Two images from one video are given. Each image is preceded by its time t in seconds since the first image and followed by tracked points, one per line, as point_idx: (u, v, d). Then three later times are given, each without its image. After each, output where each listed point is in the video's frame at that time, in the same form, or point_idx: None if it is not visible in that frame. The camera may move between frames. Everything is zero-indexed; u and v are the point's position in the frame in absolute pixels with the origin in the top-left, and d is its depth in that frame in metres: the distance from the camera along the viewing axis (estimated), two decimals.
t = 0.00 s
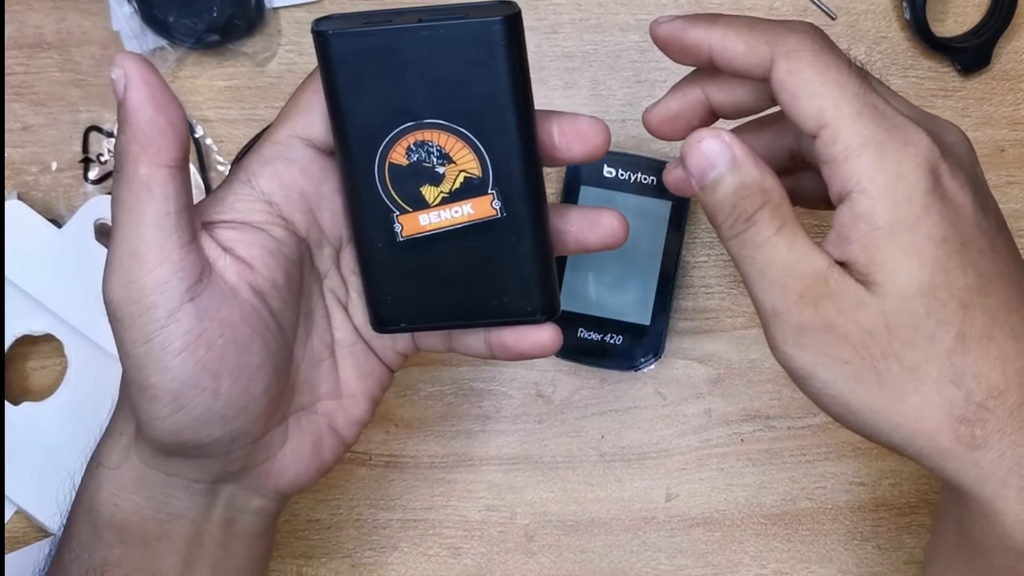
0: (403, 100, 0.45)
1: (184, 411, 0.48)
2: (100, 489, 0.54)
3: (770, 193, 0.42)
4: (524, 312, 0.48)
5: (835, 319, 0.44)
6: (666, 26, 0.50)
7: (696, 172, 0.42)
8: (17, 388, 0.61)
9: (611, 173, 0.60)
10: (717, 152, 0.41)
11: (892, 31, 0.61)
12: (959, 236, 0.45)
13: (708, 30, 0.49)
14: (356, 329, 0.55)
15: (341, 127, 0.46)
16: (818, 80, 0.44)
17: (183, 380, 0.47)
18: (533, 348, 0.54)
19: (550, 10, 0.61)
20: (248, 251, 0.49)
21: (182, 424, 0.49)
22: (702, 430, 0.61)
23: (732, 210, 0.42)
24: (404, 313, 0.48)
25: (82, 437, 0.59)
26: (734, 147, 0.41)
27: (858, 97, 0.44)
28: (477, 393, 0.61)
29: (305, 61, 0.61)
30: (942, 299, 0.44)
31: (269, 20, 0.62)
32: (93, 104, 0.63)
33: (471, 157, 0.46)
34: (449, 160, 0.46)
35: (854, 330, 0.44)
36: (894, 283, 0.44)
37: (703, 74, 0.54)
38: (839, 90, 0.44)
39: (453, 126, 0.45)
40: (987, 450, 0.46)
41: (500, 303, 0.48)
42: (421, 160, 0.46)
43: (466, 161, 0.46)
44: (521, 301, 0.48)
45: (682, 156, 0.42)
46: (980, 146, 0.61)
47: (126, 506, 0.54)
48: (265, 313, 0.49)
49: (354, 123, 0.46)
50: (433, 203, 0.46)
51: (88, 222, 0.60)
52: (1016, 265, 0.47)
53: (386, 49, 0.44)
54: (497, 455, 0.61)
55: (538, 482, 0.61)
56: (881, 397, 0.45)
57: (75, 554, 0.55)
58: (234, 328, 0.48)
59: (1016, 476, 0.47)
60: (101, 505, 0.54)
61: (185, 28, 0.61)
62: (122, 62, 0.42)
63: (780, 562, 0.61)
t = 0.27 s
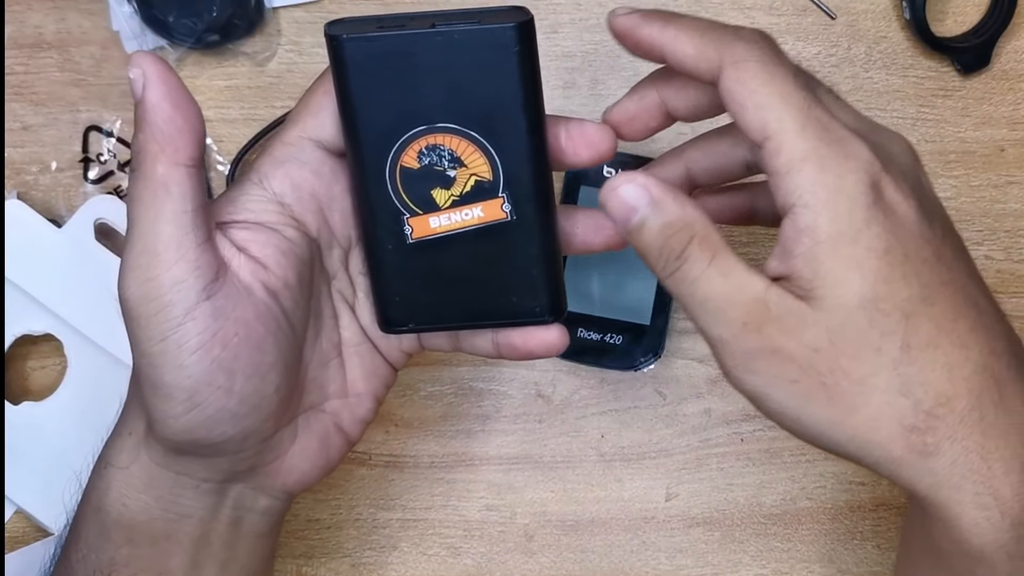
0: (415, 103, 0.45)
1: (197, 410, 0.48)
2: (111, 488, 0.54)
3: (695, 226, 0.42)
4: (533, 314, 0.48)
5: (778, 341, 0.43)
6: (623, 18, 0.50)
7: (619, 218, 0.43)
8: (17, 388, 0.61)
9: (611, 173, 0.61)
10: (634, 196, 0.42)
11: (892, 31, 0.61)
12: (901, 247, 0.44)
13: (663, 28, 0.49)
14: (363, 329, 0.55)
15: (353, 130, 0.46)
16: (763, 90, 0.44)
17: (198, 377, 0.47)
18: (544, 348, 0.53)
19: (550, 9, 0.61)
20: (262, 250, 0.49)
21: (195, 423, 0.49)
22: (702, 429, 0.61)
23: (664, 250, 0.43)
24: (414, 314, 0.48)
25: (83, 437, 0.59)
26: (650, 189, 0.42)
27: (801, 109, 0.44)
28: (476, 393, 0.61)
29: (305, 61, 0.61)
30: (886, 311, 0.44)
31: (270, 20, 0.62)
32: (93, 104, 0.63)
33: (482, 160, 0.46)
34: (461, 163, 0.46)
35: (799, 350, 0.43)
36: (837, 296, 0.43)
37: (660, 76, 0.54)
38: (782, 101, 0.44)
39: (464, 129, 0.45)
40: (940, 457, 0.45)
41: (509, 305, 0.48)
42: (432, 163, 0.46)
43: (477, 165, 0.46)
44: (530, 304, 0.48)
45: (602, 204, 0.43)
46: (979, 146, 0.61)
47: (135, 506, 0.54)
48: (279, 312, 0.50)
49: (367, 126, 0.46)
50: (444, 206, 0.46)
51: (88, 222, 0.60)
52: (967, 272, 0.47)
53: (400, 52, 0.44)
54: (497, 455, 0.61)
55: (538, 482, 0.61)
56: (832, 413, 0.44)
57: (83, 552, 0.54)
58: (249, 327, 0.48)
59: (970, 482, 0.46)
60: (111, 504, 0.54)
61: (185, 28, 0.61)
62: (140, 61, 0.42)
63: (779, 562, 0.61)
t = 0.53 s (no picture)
0: (426, 106, 0.45)
1: (208, 406, 0.48)
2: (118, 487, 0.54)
3: (668, 240, 0.43)
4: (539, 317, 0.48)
5: (743, 354, 0.44)
6: (574, 60, 0.50)
7: (595, 229, 0.44)
8: (17, 388, 0.61)
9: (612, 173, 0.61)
10: (613, 207, 0.43)
11: (892, 31, 0.61)
12: (855, 258, 0.45)
13: (609, 67, 0.49)
14: (371, 331, 0.55)
15: (364, 132, 0.46)
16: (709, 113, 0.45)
17: (209, 374, 0.47)
18: (549, 352, 0.54)
19: (550, 9, 0.61)
20: (272, 251, 0.49)
21: (205, 420, 0.49)
22: (702, 429, 0.61)
23: (637, 260, 0.44)
24: (420, 315, 0.48)
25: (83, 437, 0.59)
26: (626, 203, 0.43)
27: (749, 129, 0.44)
28: (476, 392, 0.61)
29: (305, 61, 0.61)
30: (841, 322, 0.44)
31: (269, 20, 0.61)
32: (93, 104, 0.63)
33: (492, 163, 0.46)
34: (471, 165, 0.46)
35: (762, 363, 0.44)
36: (794, 310, 0.44)
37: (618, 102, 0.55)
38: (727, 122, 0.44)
39: (475, 132, 0.45)
40: (904, 465, 0.46)
41: (516, 308, 0.48)
42: (443, 165, 0.46)
43: (487, 168, 0.46)
44: (537, 306, 0.48)
45: (580, 219, 0.44)
46: (980, 146, 0.61)
47: (145, 503, 0.54)
48: (289, 311, 0.50)
49: (378, 127, 0.46)
50: (453, 208, 0.46)
51: (89, 222, 0.60)
52: (930, 279, 0.47)
53: (413, 54, 0.44)
54: (497, 455, 0.61)
55: (538, 482, 0.61)
56: (795, 422, 0.45)
57: (90, 550, 0.54)
58: (260, 325, 0.48)
59: (937, 488, 0.47)
60: (118, 503, 0.54)
61: (185, 28, 0.61)
62: (156, 60, 0.42)
63: (780, 562, 0.61)
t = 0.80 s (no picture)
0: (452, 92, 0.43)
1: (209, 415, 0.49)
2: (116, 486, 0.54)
3: (641, 245, 0.44)
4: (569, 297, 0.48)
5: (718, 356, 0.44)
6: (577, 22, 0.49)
7: (566, 239, 0.45)
8: (17, 388, 0.60)
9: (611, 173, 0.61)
10: (581, 215, 0.44)
11: (892, 31, 0.61)
12: (832, 260, 0.44)
13: (609, 36, 0.49)
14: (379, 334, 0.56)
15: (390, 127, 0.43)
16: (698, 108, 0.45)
17: (220, 386, 0.48)
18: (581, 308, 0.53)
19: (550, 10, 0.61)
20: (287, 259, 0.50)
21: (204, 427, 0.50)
22: (702, 430, 0.61)
23: (610, 267, 0.44)
24: (462, 302, 0.47)
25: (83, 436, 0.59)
26: (594, 209, 0.44)
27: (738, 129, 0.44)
28: (476, 392, 0.61)
29: (305, 61, 0.61)
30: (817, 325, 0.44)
31: (269, 20, 0.61)
32: (93, 104, 0.63)
33: (524, 137, 0.45)
34: (504, 143, 0.45)
35: (739, 366, 0.44)
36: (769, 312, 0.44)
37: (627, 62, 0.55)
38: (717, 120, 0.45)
39: (507, 109, 0.44)
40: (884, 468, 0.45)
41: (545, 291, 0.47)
42: (476, 149, 0.44)
43: (518, 142, 0.45)
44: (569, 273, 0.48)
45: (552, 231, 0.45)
46: (980, 145, 0.61)
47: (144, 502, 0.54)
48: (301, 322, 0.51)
49: (405, 121, 0.43)
50: (489, 188, 0.45)
51: (89, 222, 0.60)
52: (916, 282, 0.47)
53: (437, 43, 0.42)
54: (497, 454, 0.61)
55: (538, 482, 0.61)
56: (771, 424, 0.44)
57: (90, 548, 0.54)
58: (274, 341, 0.49)
59: (913, 493, 0.46)
60: (118, 502, 0.54)
61: (185, 28, 0.61)
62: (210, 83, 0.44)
63: (779, 562, 0.61)
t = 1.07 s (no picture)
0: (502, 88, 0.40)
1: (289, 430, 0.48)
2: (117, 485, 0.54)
3: (582, 245, 0.42)
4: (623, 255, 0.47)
5: (664, 357, 0.44)
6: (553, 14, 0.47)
7: (503, 249, 0.41)
8: (16, 388, 0.60)
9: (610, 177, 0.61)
10: (518, 225, 0.40)
11: (892, 31, 0.61)
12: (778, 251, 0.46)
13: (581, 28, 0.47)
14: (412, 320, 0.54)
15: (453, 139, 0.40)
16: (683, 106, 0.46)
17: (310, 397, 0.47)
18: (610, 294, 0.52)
19: (550, 10, 0.62)
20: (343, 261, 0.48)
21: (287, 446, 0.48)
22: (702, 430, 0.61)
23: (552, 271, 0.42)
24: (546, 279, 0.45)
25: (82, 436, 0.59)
26: (529, 216, 0.40)
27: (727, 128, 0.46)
28: (477, 393, 0.61)
29: (305, 61, 0.61)
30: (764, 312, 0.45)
31: (269, 20, 0.61)
32: (93, 104, 0.63)
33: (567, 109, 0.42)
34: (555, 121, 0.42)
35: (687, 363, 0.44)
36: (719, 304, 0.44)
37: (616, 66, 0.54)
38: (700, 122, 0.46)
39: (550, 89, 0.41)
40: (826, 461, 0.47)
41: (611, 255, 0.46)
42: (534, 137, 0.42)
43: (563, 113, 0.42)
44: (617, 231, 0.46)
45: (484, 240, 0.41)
46: (980, 146, 0.61)
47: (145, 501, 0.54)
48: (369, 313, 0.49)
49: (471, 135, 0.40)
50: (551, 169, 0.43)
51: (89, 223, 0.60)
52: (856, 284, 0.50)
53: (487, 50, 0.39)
54: (497, 454, 0.61)
55: (538, 481, 0.61)
56: (720, 422, 0.45)
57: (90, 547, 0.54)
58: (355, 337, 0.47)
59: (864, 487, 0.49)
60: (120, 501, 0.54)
61: (185, 28, 0.61)
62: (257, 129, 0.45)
63: (779, 562, 0.61)
